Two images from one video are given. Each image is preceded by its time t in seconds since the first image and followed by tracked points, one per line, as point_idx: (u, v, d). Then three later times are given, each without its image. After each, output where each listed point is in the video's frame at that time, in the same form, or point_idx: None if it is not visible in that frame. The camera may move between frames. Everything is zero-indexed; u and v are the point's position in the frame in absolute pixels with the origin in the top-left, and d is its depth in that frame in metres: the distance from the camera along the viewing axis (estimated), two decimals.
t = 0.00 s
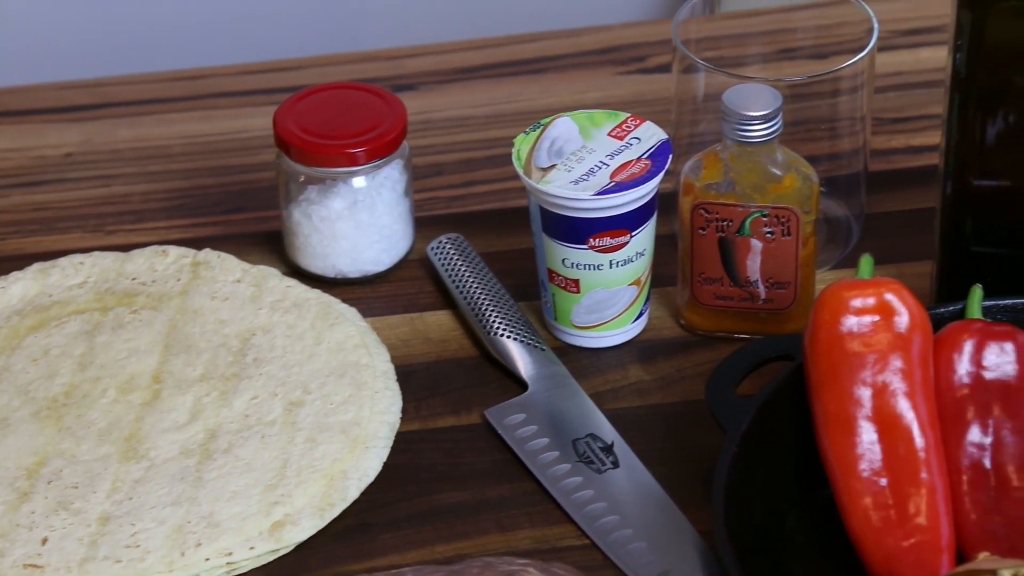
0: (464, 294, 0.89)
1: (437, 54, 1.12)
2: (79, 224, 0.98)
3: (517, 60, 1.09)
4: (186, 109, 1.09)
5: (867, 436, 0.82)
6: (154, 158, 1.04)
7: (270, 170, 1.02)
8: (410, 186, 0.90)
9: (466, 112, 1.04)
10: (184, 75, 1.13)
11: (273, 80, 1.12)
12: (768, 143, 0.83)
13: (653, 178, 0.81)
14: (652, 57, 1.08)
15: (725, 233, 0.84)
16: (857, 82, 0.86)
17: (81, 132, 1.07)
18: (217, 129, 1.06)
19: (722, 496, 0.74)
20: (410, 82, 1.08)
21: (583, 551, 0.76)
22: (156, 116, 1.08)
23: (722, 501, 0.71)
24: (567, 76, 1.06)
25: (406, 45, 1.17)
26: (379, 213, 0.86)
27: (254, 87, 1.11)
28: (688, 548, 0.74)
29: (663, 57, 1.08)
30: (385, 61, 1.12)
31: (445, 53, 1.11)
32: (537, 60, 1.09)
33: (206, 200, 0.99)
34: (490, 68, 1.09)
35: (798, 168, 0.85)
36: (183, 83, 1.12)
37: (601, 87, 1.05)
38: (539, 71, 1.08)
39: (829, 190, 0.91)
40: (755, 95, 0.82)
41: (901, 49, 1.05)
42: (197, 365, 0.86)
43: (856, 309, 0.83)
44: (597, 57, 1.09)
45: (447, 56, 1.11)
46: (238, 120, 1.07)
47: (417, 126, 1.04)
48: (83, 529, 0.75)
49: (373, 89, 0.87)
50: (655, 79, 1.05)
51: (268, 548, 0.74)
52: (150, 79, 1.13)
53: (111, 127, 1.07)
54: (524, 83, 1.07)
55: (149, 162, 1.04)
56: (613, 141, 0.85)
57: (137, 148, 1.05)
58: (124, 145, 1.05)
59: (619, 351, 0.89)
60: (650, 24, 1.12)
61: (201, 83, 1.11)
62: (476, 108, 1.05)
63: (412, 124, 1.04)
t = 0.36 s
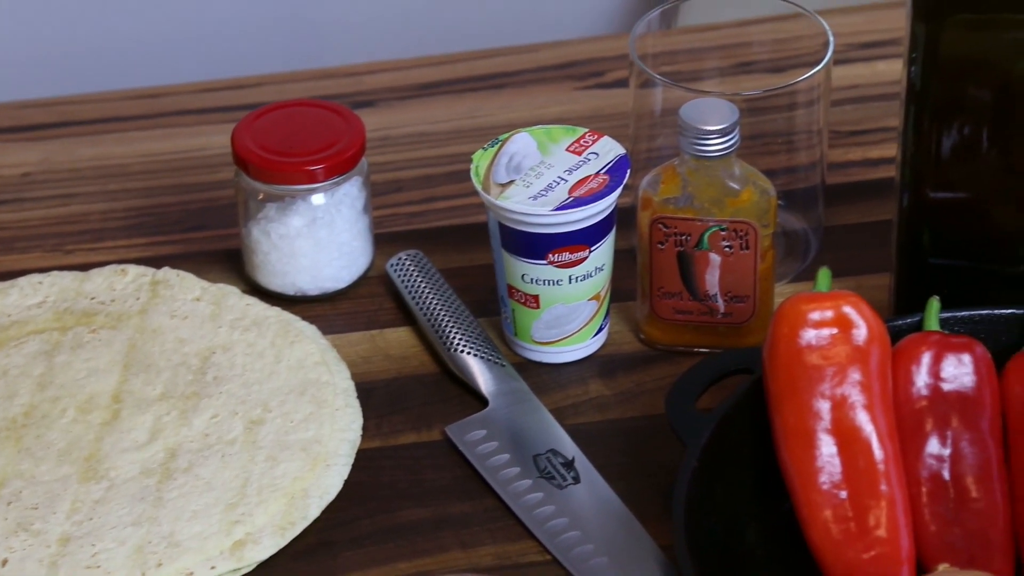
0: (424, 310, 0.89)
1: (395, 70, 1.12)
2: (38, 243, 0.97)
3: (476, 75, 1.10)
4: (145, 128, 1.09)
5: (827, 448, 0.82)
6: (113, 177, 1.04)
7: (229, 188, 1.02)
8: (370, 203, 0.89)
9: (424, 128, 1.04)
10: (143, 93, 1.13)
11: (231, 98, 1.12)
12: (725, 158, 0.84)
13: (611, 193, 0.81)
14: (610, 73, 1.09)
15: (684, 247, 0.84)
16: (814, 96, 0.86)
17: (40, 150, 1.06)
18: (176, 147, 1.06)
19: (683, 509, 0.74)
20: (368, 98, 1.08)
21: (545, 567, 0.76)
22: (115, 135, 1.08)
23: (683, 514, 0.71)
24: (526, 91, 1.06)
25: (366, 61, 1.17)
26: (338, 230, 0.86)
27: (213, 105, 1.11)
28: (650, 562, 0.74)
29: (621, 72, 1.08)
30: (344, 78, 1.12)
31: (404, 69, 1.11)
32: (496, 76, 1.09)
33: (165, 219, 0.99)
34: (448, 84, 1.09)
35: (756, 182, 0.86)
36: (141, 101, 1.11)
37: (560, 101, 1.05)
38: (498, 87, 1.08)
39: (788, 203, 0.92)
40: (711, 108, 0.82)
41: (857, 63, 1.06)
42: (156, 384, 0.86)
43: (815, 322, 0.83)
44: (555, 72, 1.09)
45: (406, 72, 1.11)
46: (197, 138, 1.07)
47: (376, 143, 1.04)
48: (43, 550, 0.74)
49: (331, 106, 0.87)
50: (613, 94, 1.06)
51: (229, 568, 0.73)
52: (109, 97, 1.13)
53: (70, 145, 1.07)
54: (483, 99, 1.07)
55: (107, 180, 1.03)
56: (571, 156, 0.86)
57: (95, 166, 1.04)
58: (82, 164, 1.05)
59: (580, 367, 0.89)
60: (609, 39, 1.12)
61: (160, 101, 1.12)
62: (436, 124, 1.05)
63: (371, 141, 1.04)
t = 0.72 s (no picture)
0: (389, 352, 0.89)
1: (358, 112, 1.11)
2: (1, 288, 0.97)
3: (439, 117, 1.10)
4: (109, 171, 1.08)
5: (790, 487, 0.83)
6: (76, 221, 1.03)
7: (194, 232, 1.02)
8: (334, 245, 0.90)
9: (388, 170, 1.05)
10: (107, 136, 1.13)
11: (195, 142, 1.12)
12: (687, 198, 0.84)
13: (574, 234, 0.82)
14: (573, 113, 1.09)
15: (647, 287, 0.85)
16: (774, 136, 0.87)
17: (3, 195, 1.06)
18: (140, 191, 1.06)
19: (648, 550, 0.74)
20: (331, 140, 1.08)
21: None
22: (78, 178, 1.08)
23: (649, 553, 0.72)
24: (490, 132, 1.06)
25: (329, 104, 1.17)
26: (302, 272, 0.86)
27: (177, 149, 1.11)
28: None
29: (583, 113, 1.09)
30: (308, 120, 1.12)
31: (367, 111, 1.11)
32: (460, 117, 1.09)
33: (130, 262, 0.99)
34: (413, 125, 1.09)
35: (718, 222, 0.86)
36: (105, 145, 1.11)
37: (523, 141, 1.06)
38: (462, 128, 1.08)
39: (750, 243, 0.93)
40: (673, 148, 0.83)
41: (818, 103, 1.07)
42: (120, 429, 0.85)
43: (777, 361, 0.84)
44: (519, 113, 1.09)
45: (370, 114, 1.11)
46: (162, 182, 1.07)
47: (339, 185, 1.04)
48: None
49: (295, 149, 0.87)
50: (577, 135, 1.06)
51: None
52: (72, 141, 1.13)
53: (34, 189, 1.06)
54: (448, 140, 1.07)
55: (71, 224, 1.03)
56: (533, 197, 0.86)
57: (58, 210, 1.04)
58: (46, 208, 1.05)
59: (545, 407, 0.89)
60: (571, 79, 1.12)
61: (124, 145, 1.11)
62: (400, 165, 1.05)
63: (335, 183, 1.04)
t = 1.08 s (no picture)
0: (354, 374, 0.89)
1: (322, 135, 1.11)
2: None
3: (403, 138, 1.10)
4: (72, 195, 1.08)
5: (755, 506, 0.83)
6: (38, 246, 1.03)
7: (158, 255, 1.02)
8: (298, 267, 0.90)
9: (352, 192, 1.04)
10: (70, 160, 1.12)
11: (158, 165, 1.12)
12: (651, 218, 0.84)
13: (538, 254, 0.82)
14: (537, 133, 1.09)
15: (611, 307, 0.85)
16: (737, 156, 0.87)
17: None
18: (103, 215, 1.06)
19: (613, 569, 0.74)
20: (295, 163, 1.08)
21: None
22: (41, 203, 1.07)
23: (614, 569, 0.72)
24: (454, 153, 1.06)
25: (291, 127, 1.17)
26: (265, 295, 0.86)
27: (141, 172, 1.11)
28: None
29: (546, 133, 1.09)
30: (271, 143, 1.12)
31: (331, 133, 1.11)
32: (423, 139, 1.09)
33: (93, 287, 0.99)
34: (376, 147, 1.09)
35: (682, 241, 0.87)
36: (67, 169, 1.11)
37: (486, 163, 1.06)
38: (426, 149, 1.08)
39: (713, 262, 0.93)
40: (635, 168, 0.83)
41: (780, 122, 1.07)
42: (84, 454, 0.85)
43: (742, 380, 0.84)
44: (482, 134, 1.09)
45: (334, 136, 1.11)
46: (125, 205, 1.07)
47: (303, 208, 1.04)
48: None
49: (258, 172, 0.88)
50: (540, 155, 1.06)
51: None
52: (36, 165, 1.12)
53: None
54: (412, 161, 1.07)
55: (33, 249, 1.03)
56: (497, 219, 0.86)
57: (21, 235, 1.04)
58: (9, 233, 1.04)
59: (510, 428, 0.89)
60: (535, 100, 1.12)
61: (86, 169, 1.11)
62: (363, 188, 1.05)
63: (298, 206, 1.04)
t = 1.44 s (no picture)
0: (324, 398, 0.89)
1: (291, 158, 1.12)
2: None
3: (373, 161, 1.10)
4: (41, 220, 1.08)
5: (725, 528, 0.83)
6: (7, 271, 1.03)
7: (127, 279, 1.02)
8: (268, 291, 0.90)
9: (320, 216, 1.05)
10: (38, 185, 1.12)
11: (127, 190, 1.12)
12: (620, 240, 0.84)
13: (507, 277, 0.83)
14: (505, 156, 1.09)
15: (580, 330, 0.85)
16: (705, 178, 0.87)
17: None
18: (72, 239, 1.06)
19: None
20: (264, 187, 1.08)
21: None
22: (10, 228, 1.07)
23: None
24: (423, 177, 1.06)
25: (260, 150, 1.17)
26: (235, 319, 0.86)
27: (109, 197, 1.10)
28: None
29: (515, 156, 1.09)
30: (240, 167, 1.12)
31: (300, 157, 1.11)
32: (392, 162, 1.09)
33: (62, 312, 0.99)
34: (346, 171, 1.09)
35: (650, 264, 0.87)
36: (36, 194, 1.11)
37: (456, 186, 1.06)
38: (395, 173, 1.08)
39: (682, 284, 0.93)
40: (606, 193, 0.83)
41: (748, 144, 1.07)
42: (54, 479, 0.85)
43: (711, 403, 0.84)
44: (451, 157, 1.09)
45: (303, 160, 1.11)
46: (93, 229, 1.07)
47: (272, 232, 1.04)
48: None
49: (227, 196, 0.88)
50: (509, 178, 1.06)
51: None
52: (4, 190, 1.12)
53: None
54: (381, 185, 1.07)
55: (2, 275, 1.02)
56: (466, 242, 0.86)
57: None
58: None
59: (480, 451, 0.89)
60: (505, 123, 1.12)
61: (56, 194, 1.11)
62: (333, 211, 1.05)
63: (268, 230, 1.04)
